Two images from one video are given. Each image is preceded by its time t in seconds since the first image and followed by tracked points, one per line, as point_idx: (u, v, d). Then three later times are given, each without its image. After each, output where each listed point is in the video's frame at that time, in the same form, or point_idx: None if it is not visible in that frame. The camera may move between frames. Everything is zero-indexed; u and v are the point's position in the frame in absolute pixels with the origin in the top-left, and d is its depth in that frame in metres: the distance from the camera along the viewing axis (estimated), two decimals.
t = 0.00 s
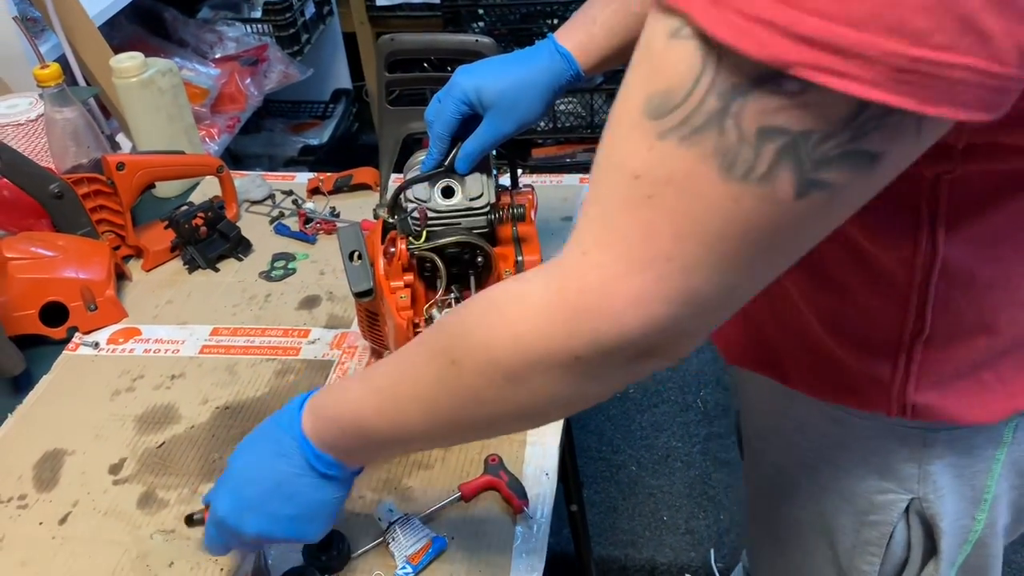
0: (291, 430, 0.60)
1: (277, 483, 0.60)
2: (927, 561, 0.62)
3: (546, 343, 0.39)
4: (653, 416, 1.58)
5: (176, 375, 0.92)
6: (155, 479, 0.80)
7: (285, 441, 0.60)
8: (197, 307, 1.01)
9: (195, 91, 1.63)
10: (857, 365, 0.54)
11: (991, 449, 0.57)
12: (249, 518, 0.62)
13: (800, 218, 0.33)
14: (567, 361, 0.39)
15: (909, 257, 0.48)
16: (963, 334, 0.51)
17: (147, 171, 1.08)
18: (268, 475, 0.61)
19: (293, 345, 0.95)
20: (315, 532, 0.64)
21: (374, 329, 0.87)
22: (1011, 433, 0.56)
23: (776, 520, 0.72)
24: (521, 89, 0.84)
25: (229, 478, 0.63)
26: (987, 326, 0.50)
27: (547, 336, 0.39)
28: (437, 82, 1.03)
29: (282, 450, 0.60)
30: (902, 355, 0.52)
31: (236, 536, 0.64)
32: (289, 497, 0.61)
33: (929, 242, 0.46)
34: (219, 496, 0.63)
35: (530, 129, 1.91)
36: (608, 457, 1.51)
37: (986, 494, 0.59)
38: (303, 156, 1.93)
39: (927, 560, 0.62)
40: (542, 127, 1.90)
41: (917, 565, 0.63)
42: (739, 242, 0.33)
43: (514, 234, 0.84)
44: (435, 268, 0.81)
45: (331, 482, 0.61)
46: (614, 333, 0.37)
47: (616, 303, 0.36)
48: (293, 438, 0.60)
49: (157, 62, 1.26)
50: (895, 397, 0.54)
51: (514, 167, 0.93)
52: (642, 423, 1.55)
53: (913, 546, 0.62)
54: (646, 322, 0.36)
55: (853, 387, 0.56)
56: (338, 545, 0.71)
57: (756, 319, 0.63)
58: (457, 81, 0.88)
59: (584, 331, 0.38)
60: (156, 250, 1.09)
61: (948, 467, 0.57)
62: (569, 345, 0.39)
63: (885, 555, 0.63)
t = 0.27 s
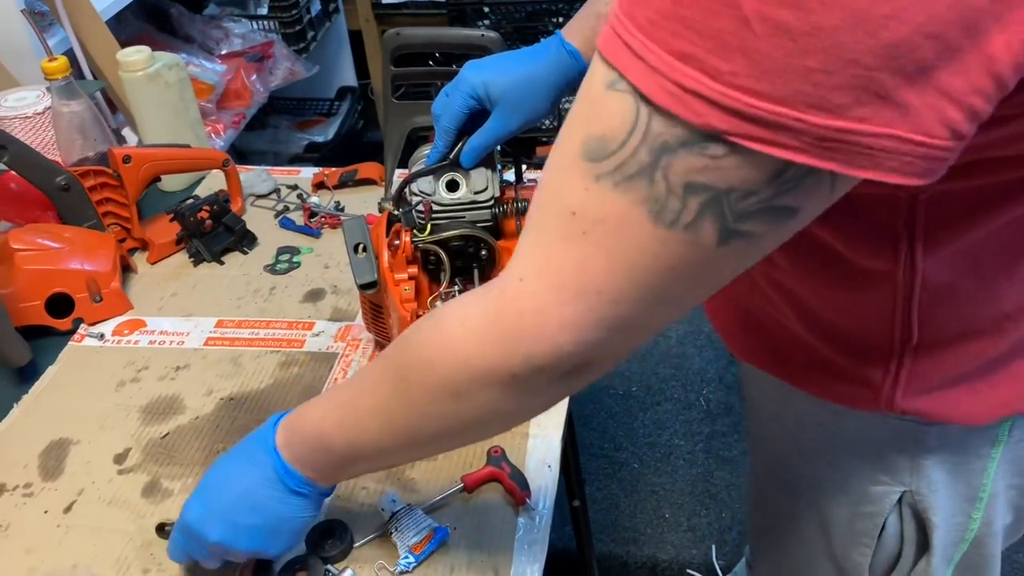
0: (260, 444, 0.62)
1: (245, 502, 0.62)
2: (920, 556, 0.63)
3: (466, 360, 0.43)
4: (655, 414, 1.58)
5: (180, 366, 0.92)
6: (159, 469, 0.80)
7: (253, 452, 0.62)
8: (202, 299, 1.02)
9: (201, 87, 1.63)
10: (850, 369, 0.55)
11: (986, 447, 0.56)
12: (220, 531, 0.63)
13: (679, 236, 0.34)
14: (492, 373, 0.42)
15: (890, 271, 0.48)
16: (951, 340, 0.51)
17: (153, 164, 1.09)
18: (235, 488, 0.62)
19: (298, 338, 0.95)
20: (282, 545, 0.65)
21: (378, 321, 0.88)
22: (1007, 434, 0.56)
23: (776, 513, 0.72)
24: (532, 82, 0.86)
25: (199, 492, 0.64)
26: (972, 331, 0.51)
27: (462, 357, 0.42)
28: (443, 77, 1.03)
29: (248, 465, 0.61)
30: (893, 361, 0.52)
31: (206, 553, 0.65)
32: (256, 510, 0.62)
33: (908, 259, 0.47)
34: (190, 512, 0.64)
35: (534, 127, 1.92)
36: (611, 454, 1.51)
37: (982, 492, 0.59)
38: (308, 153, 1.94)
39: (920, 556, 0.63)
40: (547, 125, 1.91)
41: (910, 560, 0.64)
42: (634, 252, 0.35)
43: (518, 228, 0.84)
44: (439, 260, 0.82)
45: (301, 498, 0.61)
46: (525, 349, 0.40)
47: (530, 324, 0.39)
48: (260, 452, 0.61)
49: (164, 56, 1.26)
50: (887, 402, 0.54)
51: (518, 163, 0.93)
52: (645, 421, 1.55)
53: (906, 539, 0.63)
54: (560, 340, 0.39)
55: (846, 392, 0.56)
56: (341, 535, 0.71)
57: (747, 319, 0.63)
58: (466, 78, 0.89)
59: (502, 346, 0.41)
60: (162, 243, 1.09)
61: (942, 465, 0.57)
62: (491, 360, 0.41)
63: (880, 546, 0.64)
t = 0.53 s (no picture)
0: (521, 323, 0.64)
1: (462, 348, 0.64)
2: (920, 553, 0.64)
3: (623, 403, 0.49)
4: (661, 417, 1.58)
5: (189, 366, 0.93)
6: (168, 468, 0.81)
7: (501, 326, 0.63)
8: (210, 299, 1.03)
9: (210, 89, 1.64)
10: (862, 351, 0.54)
11: (983, 441, 0.57)
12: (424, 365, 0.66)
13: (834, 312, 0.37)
14: (645, 422, 0.49)
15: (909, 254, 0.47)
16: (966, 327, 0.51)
17: (162, 165, 1.09)
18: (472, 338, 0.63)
19: (305, 338, 0.96)
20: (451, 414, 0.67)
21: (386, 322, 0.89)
22: (1003, 426, 0.57)
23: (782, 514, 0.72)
24: (548, 75, 0.89)
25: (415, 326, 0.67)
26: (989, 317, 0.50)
27: (631, 398, 0.49)
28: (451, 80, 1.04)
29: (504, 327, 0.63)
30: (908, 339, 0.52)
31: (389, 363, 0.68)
32: (471, 372, 0.63)
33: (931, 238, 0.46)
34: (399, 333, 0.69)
35: (541, 130, 1.92)
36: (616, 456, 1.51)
37: (978, 487, 0.59)
38: (315, 155, 1.95)
39: (919, 554, 0.65)
40: (553, 128, 1.91)
41: (912, 550, 0.66)
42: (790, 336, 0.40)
43: (524, 229, 0.86)
44: (445, 262, 0.82)
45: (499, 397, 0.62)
46: (681, 405, 0.46)
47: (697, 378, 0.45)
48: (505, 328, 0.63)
49: (173, 58, 1.27)
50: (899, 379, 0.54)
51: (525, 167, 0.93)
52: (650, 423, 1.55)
53: (907, 527, 0.65)
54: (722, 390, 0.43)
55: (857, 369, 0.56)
56: (348, 534, 0.72)
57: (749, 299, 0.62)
58: (483, 56, 0.93)
59: (660, 404, 0.47)
60: (170, 244, 1.10)
61: (945, 461, 0.58)
62: (647, 412, 0.48)
63: (881, 540, 0.68)
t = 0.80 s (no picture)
0: (579, 312, 0.71)
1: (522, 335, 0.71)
2: (951, 550, 0.66)
3: (667, 391, 0.54)
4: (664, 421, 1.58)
5: (195, 368, 0.93)
6: (173, 469, 0.81)
7: (554, 316, 0.71)
8: (215, 302, 1.03)
9: (215, 93, 1.65)
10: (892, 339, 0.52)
11: (1014, 438, 0.59)
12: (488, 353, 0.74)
13: (882, 318, 0.40)
14: (685, 409, 0.53)
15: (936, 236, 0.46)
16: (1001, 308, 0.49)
17: (167, 169, 1.10)
18: (533, 327, 0.71)
19: (309, 341, 0.96)
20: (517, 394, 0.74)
21: (390, 325, 0.89)
22: None
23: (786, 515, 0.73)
24: (552, 99, 0.88)
25: (482, 317, 0.75)
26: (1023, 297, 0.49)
27: (674, 387, 0.53)
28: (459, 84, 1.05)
29: (560, 315, 0.71)
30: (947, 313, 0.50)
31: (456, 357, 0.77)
32: (531, 358, 0.70)
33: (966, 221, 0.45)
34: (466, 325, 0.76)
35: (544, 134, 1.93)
36: (619, 460, 1.51)
37: (1009, 483, 0.61)
38: (319, 159, 1.95)
39: (952, 555, 0.66)
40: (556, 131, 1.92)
41: (939, 554, 0.67)
42: (830, 338, 0.43)
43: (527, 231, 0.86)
44: (450, 264, 0.81)
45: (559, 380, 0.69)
46: (722, 397, 0.50)
47: (736, 370, 0.49)
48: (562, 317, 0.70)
49: (179, 62, 1.28)
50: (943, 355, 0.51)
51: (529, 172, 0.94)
52: (653, 427, 1.55)
53: (937, 535, 0.65)
54: (763, 384, 0.47)
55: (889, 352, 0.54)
56: (352, 536, 0.72)
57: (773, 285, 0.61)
58: (479, 105, 0.89)
59: (700, 396, 0.51)
60: (175, 247, 1.10)
61: (975, 459, 0.59)
62: (690, 402, 0.52)
63: (912, 549, 0.66)
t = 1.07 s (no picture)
0: (554, 318, 0.69)
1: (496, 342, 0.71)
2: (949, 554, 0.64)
3: (653, 412, 0.50)
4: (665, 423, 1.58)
5: (195, 371, 0.94)
6: (173, 471, 0.82)
7: (525, 325, 0.70)
8: (216, 305, 1.04)
9: (216, 97, 1.65)
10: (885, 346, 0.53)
11: (1015, 440, 0.59)
12: (464, 360, 0.74)
13: (884, 342, 0.36)
14: (675, 431, 0.49)
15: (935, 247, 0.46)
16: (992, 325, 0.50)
17: (169, 172, 1.11)
18: (504, 336, 0.71)
19: (310, 343, 0.96)
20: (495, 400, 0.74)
21: (390, 327, 0.89)
22: None
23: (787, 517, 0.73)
24: (528, 143, 0.84)
25: (459, 324, 0.75)
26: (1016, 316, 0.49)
27: (660, 409, 0.49)
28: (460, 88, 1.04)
29: (532, 321, 0.70)
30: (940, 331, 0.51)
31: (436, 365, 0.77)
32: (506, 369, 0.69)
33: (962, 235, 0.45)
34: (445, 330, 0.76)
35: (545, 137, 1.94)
36: (620, 462, 1.51)
37: (1009, 484, 0.61)
38: (320, 163, 1.96)
39: (949, 558, 0.65)
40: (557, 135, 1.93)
41: (938, 560, 0.65)
42: (830, 360, 0.39)
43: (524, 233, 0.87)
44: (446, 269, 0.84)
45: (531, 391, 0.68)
46: (710, 417, 0.46)
47: (726, 391, 0.45)
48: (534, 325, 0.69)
49: (180, 66, 1.28)
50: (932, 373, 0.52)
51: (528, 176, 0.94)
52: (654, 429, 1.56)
53: (936, 540, 0.64)
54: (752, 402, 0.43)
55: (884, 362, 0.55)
56: (352, 536, 0.72)
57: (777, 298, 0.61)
58: (454, 151, 0.86)
59: (687, 419, 0.48)
60: (176, 250, 1.11)
61: (976, 462, 0.58)
62: (680, 424, 0.48)
63: (911, 551, 0.65)
